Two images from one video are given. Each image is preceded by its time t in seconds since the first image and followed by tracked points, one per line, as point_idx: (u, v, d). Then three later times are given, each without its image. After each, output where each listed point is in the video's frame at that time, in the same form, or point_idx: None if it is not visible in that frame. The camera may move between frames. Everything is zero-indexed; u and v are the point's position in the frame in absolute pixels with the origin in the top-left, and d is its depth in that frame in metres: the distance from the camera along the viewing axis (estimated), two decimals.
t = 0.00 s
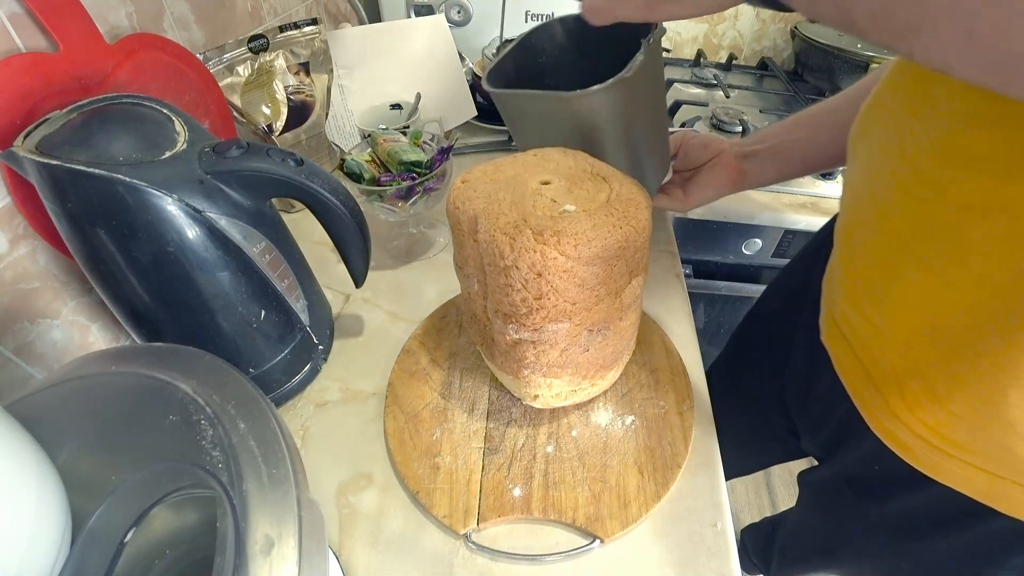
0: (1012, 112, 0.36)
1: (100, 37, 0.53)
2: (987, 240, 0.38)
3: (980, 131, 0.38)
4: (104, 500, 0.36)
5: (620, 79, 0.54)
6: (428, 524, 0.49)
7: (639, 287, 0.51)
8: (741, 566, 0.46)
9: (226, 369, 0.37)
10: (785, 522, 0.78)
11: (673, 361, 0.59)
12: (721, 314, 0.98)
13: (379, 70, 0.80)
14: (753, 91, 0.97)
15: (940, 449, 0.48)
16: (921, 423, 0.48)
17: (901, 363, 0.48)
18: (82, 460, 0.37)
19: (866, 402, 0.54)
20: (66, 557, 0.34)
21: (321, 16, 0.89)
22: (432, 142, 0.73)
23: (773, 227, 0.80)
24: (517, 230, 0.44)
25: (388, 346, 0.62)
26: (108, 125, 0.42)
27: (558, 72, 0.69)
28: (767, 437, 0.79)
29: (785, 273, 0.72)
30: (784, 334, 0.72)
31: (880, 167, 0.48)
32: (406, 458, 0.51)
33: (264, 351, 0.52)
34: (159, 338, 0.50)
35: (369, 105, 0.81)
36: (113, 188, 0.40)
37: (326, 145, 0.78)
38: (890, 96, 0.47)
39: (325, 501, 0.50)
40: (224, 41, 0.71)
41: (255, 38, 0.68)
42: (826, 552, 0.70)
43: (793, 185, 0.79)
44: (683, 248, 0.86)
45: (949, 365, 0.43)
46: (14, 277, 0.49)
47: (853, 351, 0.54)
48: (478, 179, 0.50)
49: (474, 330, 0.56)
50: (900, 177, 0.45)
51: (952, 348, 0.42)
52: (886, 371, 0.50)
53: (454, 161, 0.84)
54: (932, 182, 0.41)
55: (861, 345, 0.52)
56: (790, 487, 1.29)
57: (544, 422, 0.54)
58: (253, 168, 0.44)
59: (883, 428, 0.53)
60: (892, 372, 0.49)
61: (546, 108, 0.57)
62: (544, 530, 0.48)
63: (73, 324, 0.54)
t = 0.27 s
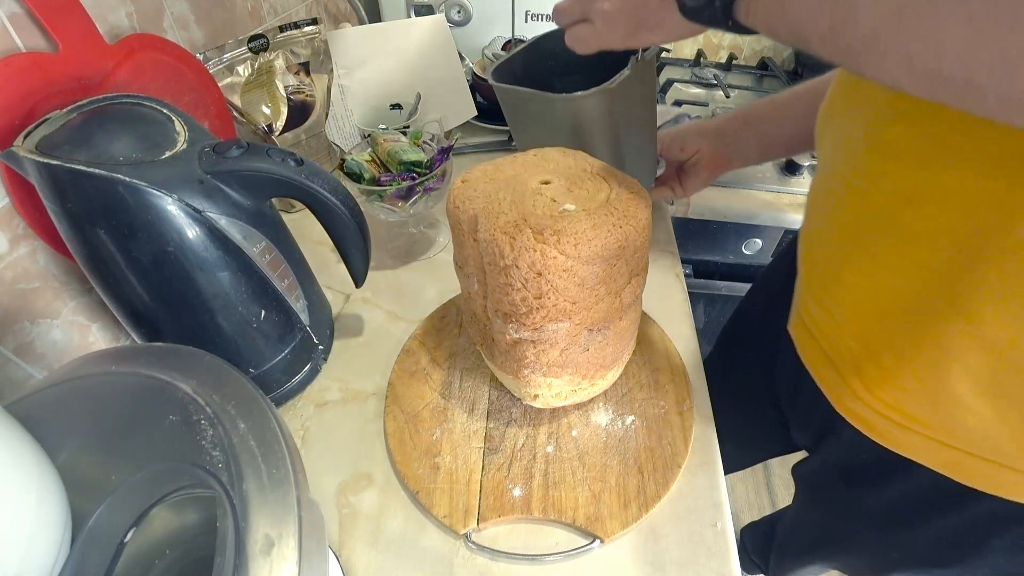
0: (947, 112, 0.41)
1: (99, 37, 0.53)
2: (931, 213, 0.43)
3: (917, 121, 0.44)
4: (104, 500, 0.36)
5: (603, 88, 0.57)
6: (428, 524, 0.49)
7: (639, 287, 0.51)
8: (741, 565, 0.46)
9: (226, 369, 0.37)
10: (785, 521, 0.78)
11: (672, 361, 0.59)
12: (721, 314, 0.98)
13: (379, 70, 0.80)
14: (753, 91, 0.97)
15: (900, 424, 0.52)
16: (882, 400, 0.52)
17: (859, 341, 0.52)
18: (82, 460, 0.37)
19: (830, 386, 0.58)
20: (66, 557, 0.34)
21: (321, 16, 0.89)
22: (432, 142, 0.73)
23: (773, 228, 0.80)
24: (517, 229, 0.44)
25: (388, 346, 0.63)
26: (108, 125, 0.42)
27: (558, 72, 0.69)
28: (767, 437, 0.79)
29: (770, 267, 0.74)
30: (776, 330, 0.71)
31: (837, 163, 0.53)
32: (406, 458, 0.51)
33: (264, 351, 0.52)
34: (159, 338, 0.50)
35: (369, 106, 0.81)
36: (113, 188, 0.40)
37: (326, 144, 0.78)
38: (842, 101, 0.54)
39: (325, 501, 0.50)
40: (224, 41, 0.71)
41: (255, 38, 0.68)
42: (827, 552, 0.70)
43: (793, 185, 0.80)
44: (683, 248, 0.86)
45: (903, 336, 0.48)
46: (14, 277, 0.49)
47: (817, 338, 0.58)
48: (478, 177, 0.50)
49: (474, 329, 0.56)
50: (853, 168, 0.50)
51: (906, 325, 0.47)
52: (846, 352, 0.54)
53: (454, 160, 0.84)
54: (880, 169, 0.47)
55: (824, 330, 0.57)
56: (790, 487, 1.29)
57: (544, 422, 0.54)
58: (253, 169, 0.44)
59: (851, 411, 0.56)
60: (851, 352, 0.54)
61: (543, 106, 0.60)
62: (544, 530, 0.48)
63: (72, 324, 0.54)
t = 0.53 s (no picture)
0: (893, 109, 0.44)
1: (98, 38, 0.53)
2: (894, 196, 0.45)
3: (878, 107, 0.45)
4: (104, 500, 0.36)
5: (601, 93, 0.58)
6: (429, 524, 0.49)
7: (639, 286, 0.51)
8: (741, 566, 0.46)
9: (227, 369, 0.37)
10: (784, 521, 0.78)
11: (672, 360, 0.59)
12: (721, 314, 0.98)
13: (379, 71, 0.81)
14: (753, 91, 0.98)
15: (881, 413, 0.52)
16: (861, 390, 0.53)
17: (837, 330, 0.53)
18: (82, 459, 0.37)
19: (812, 380, 0.58)
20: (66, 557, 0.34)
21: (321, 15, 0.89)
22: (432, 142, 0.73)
23: (773, 228, 0.80)
24: (518, 229, 0.44)
25: (388, 346, 0.63)
26: (108, 125, 0.42)
27: (559, 72, 0.69)
28: (767, 437, 0.79)
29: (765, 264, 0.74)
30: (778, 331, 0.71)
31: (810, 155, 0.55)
32: (406, 459, 0.51)
33: (264, 351, 0.52)
34: (159, 338, 0.50)
35: (369, 106, 0.81)
36: (113, 188, 0.40)
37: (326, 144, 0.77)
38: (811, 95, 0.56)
39: (325, 501, 0.50)
40: (224, 41, 0.71)
41: (255, 38, 0.68)
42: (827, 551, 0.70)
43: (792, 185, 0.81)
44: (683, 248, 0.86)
45: (880, 323, 0.49)
46: (14, 277, 0.49)
47: (796, 332, 0.59)
48: (478, 175, 0.50)
49: (474, 329, 0.56)
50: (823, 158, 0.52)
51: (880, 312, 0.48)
52: (825, 343, 0.55)
53: (454, 160, 0.84)
54: (846, 157, 0.49)
55: (803, 323, 0.58)
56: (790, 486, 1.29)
57: (544, 422, 0.54)
58: (253, 169, 0.44)
59: (832, 403, 0.57)
60: (831, 344, 0.55)
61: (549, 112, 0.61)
62: (544, 530, 0.48)
63: (72, 324, 0.54)
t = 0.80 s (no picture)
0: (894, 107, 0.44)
1: (99, 37, 0.53)
2: (892, 194, 0.45)
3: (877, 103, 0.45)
4: (103, 500, 0.36)
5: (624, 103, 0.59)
6: (428, 524, 0.49)
7: (639, 286, 0.51)
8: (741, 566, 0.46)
9: (227, 369, 0.37)
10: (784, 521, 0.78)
11: (672, 361, 0.59)
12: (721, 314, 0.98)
13: (379, 72, 0.81)
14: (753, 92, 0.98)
15: (879, 412, 0.52)
16: (859, 388, 0.53)
17: (835, 328, 0.53)
18: (82, 459, 0.37)
19: (810, 379, 0.58)
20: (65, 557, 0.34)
21: (321, 15, 0.89)
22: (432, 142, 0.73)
23: (773, 227, 0.80)
24: (518, 229, 0.44)
25: (388, 346, 0.63)
26: (108, 124, 0.42)
27: (559, 72, 0.69)
28: (767, 437, 0.79)
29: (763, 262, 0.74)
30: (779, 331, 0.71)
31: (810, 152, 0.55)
32: (406, 458, 0.51)
33: (264, 351, 0.52)
34: (159, 338, 0.50)
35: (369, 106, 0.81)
36: (113, 188, 0.40)
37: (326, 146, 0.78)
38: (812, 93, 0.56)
39: (325, 501, 0.50)
40: (224, 41, 0.71)
41: (255, 38, 0.68)
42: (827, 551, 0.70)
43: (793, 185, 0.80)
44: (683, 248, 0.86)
45: (879, 323, 0.49)
46: (14, 277, 0.49)
47: (795, 330, 0.59)
48: (479, 176, 0.50)
49: (474, 329, 0.56)
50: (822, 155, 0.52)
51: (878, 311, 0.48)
52: (823, 342, 0.55)
53: (454, 160, 0.84)
54: (846, 153, 0.49)
55: (801, 321, 0.58)
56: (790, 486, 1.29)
57: (544, 422, 0.54)
58: (253, 168, 0.44)
59: (830, 402, 0.56)
60: (830, 343, 0.55)
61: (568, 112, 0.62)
62: (544, 530, 0.48)
63: (72, 324, 0.54)
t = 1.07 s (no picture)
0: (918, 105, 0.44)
1: (99, 37, 0.53)
2: (916, 192, 0.45)
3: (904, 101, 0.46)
4: (103, 500, 0.36)
5: (631, 116, 0.58)
6: (428, 524, 0.49)
7: (638, 285, 0.51)
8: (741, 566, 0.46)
9: (226, 369, 0.37)
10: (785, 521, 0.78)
11: (672, 361, 0.59)
12: (720, 314, 0.98)
13: (378, 71, 0.80)
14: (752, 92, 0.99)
15: (895, 412, 0.52)
16: (874, 388, 0.53)
17: (853, 328, 0.53)
18: (82, 459, 0.37)
19: (825, 378, 0.58)
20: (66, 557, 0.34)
21: (321, 15, 0.89)
22: (432, 142, 0.73)
23: (773, 227, 0.80)
24: (518, 229, 0.44)
25: (388, 346, 0.63)
26: (108, 124, 0.42)
27: (559, 72, 0.69)
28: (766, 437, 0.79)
29: (772, 264, 0.75)
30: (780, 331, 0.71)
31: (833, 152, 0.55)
32: (406, 458, 0.51)
33: (264, 351, 0.52)
34: (159, 338, 0.50)
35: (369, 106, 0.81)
36: (113, 188, 0.40)
37: (325, 146, 0.78)
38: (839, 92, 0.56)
39: (325, 501, 0.50)
40: (224, 41, 0.71)
41: (255, 38, 0.68)
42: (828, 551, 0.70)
43: (793, 185, 0.80)
44: (683, 248, 0.86)
45: (899, 321, 0.49)
46: (14, 277, 0.49)
47: (809, 330, 0.59)
48: (481, 174, 0.50)
49: (474, 329, 0.56)
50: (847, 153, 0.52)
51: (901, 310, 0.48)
52: (839, 341, 0.55)
53: (454, 160, 0.84)
54: (871, 152, 0.49)
55: (817, 321, 0.58)
56: (790, 487, 1.29)
57: (544, 422, 0.54)
58: (253, 168, 0.44)
59: (844, 401, 0.56)
60: (846, 342, 0.55)
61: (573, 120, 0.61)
62: (544, 530, 0.48)
63: (72, 324, 0.54)
